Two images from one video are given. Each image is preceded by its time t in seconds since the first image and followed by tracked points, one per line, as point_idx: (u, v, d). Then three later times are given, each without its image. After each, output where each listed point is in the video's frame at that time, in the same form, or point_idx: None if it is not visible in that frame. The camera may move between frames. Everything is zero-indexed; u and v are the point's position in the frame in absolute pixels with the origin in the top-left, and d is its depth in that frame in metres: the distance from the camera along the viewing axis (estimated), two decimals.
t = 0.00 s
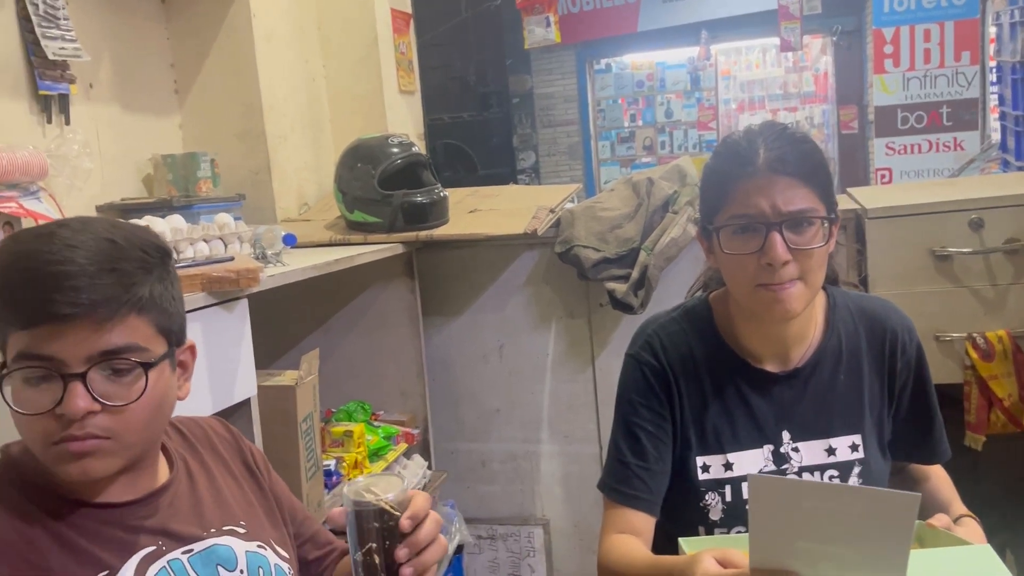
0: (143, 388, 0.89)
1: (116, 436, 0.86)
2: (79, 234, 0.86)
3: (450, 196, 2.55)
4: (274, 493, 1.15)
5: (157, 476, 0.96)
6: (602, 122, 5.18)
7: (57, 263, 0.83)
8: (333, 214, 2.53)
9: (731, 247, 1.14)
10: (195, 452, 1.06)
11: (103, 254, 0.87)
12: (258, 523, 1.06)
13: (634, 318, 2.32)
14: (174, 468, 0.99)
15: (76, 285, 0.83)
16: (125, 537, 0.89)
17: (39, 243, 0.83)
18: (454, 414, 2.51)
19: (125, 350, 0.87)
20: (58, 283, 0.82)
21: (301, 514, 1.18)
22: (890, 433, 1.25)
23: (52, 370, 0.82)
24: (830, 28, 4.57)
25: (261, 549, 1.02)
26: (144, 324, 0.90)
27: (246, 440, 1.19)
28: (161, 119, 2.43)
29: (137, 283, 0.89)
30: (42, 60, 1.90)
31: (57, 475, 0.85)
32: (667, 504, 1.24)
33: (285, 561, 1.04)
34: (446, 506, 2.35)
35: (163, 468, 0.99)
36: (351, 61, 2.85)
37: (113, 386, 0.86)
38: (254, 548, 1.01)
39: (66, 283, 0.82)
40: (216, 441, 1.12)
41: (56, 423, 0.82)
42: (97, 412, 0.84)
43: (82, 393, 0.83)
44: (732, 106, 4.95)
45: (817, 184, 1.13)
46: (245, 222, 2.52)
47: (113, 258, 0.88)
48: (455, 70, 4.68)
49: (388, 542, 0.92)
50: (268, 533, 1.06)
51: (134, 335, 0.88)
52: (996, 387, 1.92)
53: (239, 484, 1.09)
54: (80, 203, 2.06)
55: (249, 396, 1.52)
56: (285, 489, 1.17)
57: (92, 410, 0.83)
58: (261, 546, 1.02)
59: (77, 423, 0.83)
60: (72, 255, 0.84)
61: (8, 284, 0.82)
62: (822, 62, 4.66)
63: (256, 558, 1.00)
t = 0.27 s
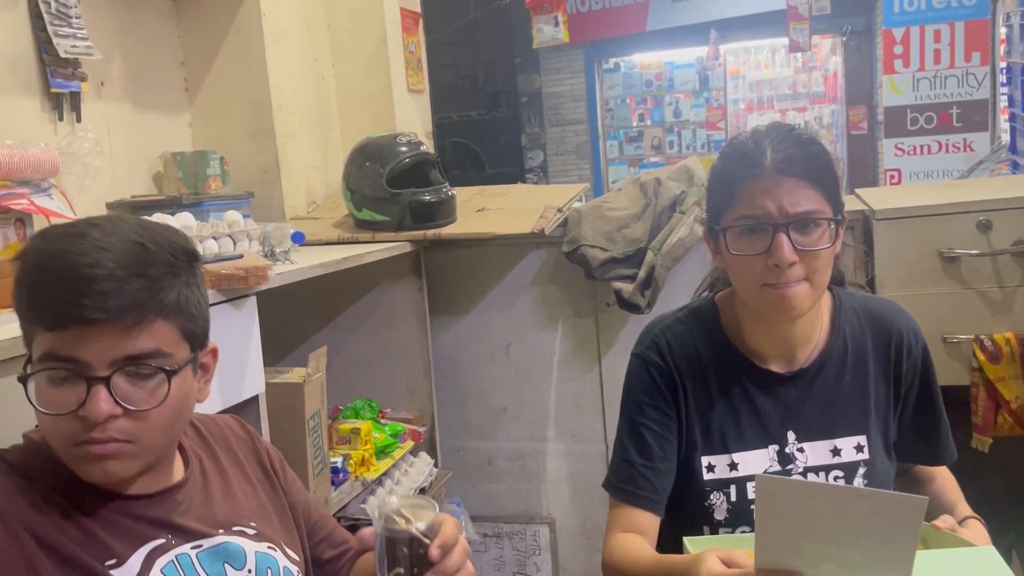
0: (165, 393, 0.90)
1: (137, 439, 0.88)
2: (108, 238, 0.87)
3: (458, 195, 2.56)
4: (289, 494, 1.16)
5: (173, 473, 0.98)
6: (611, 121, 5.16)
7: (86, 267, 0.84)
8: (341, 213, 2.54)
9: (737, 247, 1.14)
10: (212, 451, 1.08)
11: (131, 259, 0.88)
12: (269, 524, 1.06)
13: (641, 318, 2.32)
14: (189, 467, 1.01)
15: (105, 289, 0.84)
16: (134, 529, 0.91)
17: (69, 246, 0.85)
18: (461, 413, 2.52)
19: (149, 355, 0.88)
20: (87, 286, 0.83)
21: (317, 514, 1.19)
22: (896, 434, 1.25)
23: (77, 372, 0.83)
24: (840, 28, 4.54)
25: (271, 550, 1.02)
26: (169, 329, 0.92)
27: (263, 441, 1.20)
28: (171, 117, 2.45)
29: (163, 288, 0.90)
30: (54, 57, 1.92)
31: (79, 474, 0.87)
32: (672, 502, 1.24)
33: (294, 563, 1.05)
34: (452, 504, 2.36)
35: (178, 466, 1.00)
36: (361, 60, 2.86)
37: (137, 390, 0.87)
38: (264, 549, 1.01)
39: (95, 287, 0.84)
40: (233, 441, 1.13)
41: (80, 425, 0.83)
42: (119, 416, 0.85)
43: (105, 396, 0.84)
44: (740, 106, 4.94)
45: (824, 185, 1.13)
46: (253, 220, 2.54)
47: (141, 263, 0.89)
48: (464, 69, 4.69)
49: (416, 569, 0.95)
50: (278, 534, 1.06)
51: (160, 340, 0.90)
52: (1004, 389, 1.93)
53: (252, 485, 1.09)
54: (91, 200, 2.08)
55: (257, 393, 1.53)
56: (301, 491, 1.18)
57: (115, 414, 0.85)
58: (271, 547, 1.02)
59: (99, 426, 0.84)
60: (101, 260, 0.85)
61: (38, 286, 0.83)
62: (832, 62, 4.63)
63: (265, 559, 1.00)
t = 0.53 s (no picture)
0: (195, 397, 0.90)
1: (165, 443, 0.88)
2: (139, 238, 0.86)
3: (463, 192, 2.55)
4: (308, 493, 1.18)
5: (197, 476, 0.99)
6: (617, 120, 5.15)
7: (119, 268, 0.83)
8: (347, 210, 2.54)
9: (743, 246, 1.13)
10: (236, 452, 1.09)
11: (164, 261, 0.88)
12: (288, 527, 1.07)
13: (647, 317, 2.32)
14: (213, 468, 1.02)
15: (138, 291, 0.84)
16: (159, 530, 0.91)
17: (101, 245, 0.84)
18: (465, 411, 2.51)
19: (179, 358, 0.89)
20: (119, 288, 0.83)
21: (334, 513, 1.21)
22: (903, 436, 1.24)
23: (107, 375, 0.83)
24: (848, 27, 4.54)
25: (290, 553, 1.03)
26: (199, 332, 0.92)
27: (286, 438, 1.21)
28: (177, 114, 2.45)
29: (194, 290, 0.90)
30: (60, 53, 1.93)
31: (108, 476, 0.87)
32: (676, 502, 1.24)
33: (312, 566, 1.06)
34: (456, 502, 2.36)
35: (202, 467, 1.01)
36: (367, 57, 2.86)
37: (166, 394, 0.87)
38: (284, 551, 1.02)
39: (127, 289, 0.83)
40: (257, 441, 1.14)
41: (108, 429, 0.83)
42: (148, 421, 0.86)
43: (135, 400, 0.84)
44: (747, 106, 4.91)
45: (831, 185, 1.12)
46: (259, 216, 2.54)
47: (172, 265, 0.88)
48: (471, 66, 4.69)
49: None
50: (296, 537, 1.08)
51: (190, 343, 0.90)
52: (1012, 391, 1.92)
53: (274, 485, 1.11)
54: (96, 195, 2.08)
55: (260, 390, 1.52)
56: (321, 492, 1.20)
57: (144, 418, 0.85)
58: (291, 550, 1.03)
59: (129, 430, 0.84)
60: (134, 261, 0.84)
61: (68, 285, 0.82)
62: (840, 61, 4.61)
63: (285, 561, 1.01)
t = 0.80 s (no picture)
0: (217, 383, 0.89)
1: (186, 431, 0.86)
2: (164, 215, 0.86)
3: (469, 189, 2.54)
4: (332, 497, 1.15)
5: (221, 483, 0.97)
6: (624, 118, 5.14)
7: (141, 243, 0.83)
8: (352, 205, 2.53)
9: (750, 244, 1.12)
10: (262, 458, 1.06)
11: (187, 238, 0.87)
12: (310, 539, 1.04)
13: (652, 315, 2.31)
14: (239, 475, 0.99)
15: (159, 266, 0.83)
16: (178, 540, 0.89)
17: (124, 221, 0.84)
18: (469, 408, 2.51)
19: (201, 342, 0.87)
20: (141, 263, 0.82)
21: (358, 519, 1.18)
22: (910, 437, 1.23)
23: (127, 357, 0.83)
24: (856, 27, 4.48)
25: (313, 566, 0.99)
26: (222, 315, 0.91)
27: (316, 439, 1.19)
28: (183, 107, 2.44)
29: (217, 270, 0.90)
30: (66, 45, 1.92)
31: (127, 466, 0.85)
32: (678, 501, 1.23)
33: None
34: (459, 499, 2.35)
35: (227, 473, 0.99)
36: (373, 52, 2.85)
37: (187, 378, 0.86)
38: (306, 565, 0.98)
39: (149, 263, 0.83)
40: (285, 448, 1.11)
41: (127, 414, 0.82)
42: (168, 406, 0.84)
43: (154, 382, 0.83)
44: (755, 105, 4.91)
45: (839, 182, 1.11)
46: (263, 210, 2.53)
47: (196, 243, 0.88)
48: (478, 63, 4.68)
49: None
50: (318, 549, 1.05)
51: (213, 326, 0.89)
52: (1019, 394, 1.91)
53: (298, 494, 1.08)
54: (101, 188, 2.08)
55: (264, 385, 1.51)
56: (346, 497, 1.18)
57: (164, 402, 0.84)
58: (314, 563, 0.99)
59: (149, 415, 0.83)
60: (156, 236, 0.84)
61: (90, 261, 0.82)
62: (848, 61, 4.58)
63: None
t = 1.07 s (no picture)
0: (227, 394, 0.88)
1: (192, 442, 0.86)
2: (179, 218, 0.87)
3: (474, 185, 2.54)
4: (341, 499, 1.12)
5: (226, 488, 0.95)
6: (630, 118, 5.12)
7: (155, 247, 0.83)
8: (356, 200, 2.53)
9: (754, 242, 1.11)
10: (268, 457, 1.03)
11: (203, 243, 0.87)
12: (314, 543, 1.02)
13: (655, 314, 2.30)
14: (244, 479, 0.97)
15: (173, 272, 0.83)
16: (179, 547, 0.88)
17: (140, 224, 0.84)
18: (471, 404, 2.50)
19: (212, 353, 0.87)
20: (154, 268, 0.82)
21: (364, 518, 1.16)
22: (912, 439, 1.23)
23: (137, 365, 0.82)
24: (865, 28, 4.46)
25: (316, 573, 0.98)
26: (236, 324, 0.90)
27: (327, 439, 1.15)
28: (189, 100, 2.44)
29: (232, 277, 0.89)
30: (73, 36, 1.92)
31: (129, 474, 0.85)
32: (679, 500, 1.23)
33: None
34: (460, 495, 2.35)
35: (233, 476, 0.97)
36: (380, 47, 2.85)
37: (196, 389, 0.86)
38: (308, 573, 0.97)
39: (162, 270, 0.83)
40: (292, 447, 1.08)
41: (133, 423, 0.82)
42: (176, 417, 0.84)
43: (162, 393, 0.82)
44: (762, 105, 4.89)
45: (845, 181, 1.10)
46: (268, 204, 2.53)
47: (211, 248, 0.88)
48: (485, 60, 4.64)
49: None
50: (323, 554, 1.03)
51: (226, 335, 0.88)
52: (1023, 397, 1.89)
53: (305, 497, 1.06)
54: (106, 179, 2.08)
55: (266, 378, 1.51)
56: (355, 500, 1.15)
57: (172, 413, 0.83)
58: (316, 570, 0.98)
59: (155, 425, 0.83)
60: (170, 241, 0.84)
61: (103, 264, 0.82)
62: (857, 63, 4.57)
63: None
